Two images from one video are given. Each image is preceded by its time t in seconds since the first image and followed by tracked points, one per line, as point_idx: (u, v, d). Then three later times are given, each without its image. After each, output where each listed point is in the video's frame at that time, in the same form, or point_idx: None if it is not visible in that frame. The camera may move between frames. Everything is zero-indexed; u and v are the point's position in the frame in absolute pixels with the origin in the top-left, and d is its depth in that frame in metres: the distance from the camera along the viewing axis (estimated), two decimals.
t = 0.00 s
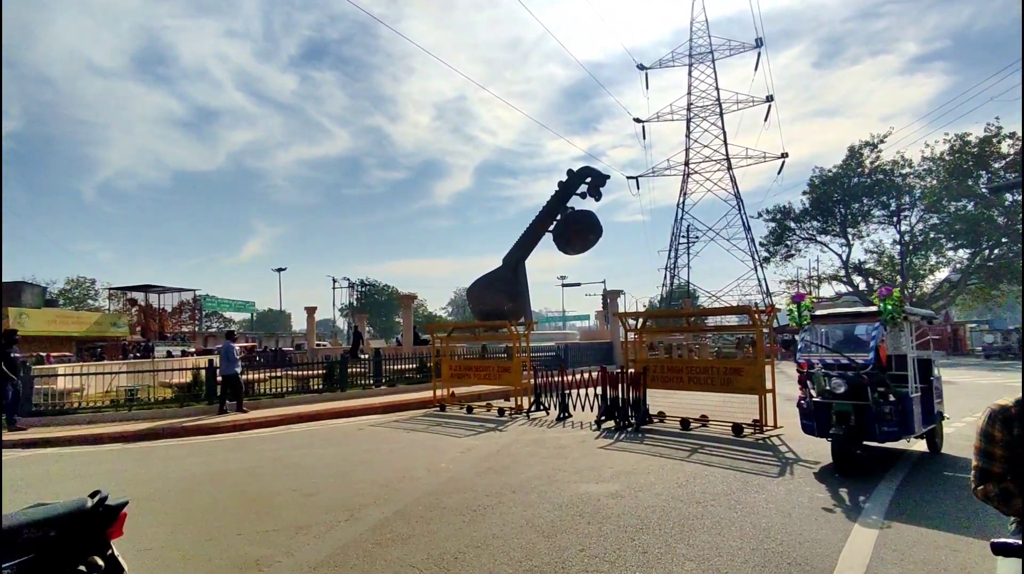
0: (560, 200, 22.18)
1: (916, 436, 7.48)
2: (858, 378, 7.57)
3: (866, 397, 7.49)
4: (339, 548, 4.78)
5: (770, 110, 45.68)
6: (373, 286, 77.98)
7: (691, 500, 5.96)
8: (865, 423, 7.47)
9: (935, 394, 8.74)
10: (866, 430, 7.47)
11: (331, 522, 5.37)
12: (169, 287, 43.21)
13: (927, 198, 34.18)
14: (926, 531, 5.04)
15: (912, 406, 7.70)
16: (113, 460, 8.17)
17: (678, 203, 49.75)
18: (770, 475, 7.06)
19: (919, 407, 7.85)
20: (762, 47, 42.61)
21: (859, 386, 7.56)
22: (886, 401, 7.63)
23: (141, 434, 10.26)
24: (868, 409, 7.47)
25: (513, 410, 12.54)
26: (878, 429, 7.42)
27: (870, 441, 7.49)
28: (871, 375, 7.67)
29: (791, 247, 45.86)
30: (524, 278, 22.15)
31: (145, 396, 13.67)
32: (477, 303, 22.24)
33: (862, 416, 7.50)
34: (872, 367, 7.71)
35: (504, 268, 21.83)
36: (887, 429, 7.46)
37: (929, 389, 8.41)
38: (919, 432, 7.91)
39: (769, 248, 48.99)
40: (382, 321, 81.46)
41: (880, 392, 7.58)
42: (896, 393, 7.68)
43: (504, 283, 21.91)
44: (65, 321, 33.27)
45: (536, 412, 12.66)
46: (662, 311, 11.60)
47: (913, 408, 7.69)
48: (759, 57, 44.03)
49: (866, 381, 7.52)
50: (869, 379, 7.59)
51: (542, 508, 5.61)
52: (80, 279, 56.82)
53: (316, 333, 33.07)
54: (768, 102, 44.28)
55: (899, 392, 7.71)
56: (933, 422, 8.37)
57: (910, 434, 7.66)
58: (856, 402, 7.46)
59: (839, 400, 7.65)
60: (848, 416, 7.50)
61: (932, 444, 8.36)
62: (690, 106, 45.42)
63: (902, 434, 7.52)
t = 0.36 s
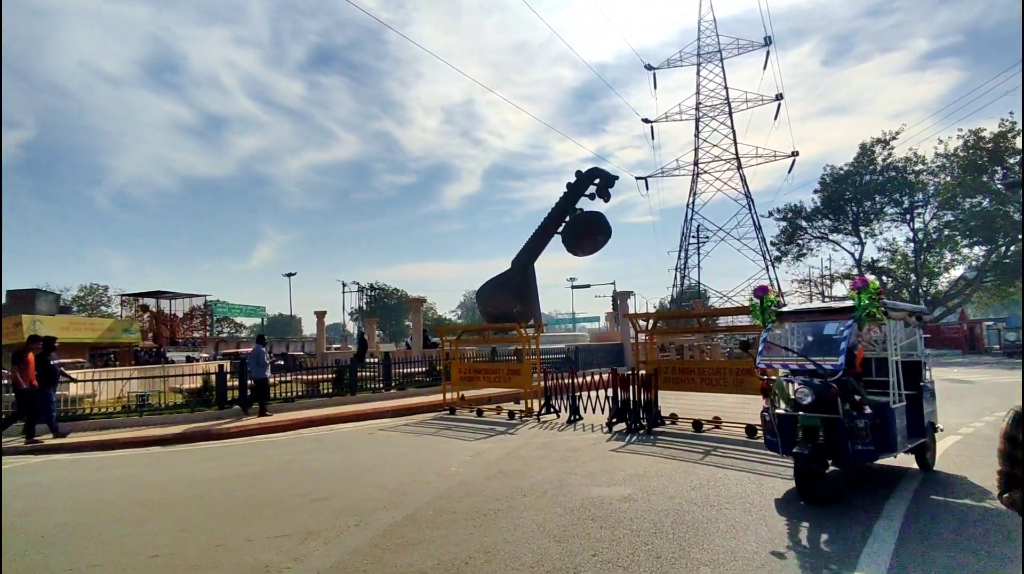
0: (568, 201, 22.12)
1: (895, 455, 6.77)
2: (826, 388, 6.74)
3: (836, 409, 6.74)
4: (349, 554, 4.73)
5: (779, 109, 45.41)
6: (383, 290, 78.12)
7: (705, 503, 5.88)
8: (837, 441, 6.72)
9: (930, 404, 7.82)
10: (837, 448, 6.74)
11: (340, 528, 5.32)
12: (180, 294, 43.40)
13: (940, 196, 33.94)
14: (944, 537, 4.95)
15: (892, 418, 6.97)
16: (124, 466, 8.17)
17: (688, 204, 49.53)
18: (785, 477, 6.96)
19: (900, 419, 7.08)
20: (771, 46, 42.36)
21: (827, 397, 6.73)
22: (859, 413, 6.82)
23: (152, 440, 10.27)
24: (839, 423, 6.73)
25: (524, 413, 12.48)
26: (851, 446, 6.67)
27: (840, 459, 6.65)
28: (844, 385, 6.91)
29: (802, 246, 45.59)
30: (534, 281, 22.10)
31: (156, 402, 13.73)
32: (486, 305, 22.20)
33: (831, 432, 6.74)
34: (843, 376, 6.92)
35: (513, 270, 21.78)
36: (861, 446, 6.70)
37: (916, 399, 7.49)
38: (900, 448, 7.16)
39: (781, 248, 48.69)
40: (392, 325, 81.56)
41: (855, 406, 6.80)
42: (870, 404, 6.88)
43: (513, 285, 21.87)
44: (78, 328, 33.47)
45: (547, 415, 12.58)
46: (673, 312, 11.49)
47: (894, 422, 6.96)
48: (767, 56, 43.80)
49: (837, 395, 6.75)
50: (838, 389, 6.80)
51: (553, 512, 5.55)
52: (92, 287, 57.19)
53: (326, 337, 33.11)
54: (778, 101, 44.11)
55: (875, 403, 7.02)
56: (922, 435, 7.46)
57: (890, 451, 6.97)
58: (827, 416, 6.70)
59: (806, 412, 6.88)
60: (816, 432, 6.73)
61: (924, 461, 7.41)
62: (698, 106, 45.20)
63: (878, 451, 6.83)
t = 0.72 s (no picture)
0: (580, 202, 22.04)
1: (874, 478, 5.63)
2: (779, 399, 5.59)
3: (795, 425, 5.58)
4: (361, 561, 4.67)
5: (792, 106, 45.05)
6: (396, 293, 78.30)
7: (723, 507, 5.77)
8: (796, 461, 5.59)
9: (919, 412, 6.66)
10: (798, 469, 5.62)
11: (354, 534, 5.27)
12: (195, 299, 43.71)
13: (959, 191, 33.51)
14: (970, 541, 4.83)
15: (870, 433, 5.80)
16: (140, 472, 8.18)
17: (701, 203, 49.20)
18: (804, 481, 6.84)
19: (879, 433, 5.89)
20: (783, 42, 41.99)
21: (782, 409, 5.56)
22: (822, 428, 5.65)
23: (166, 447, 10.29)
24: (799, 441, 5.57)
25: (538, 416, 12.40)
26: (814, 470, 5.52)
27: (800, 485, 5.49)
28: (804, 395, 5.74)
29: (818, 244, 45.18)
30: (546, 282, 22.03)
31: (171, 407, 13.80)
32: (499, 307, 22.16)
33: (790, 451, 5.63)
34: (799, 385, 5.73)
35: (525, 272, 21.74)
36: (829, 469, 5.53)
37: (904, 406, 6.26)
38: (884, 468, 5.96)
39: (796, 246, 48.26)
40: (406, 328, 81.70)
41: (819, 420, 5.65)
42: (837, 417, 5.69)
43: (526, 287, 21.81)
44: (95, 335, 33.77)
45: (562, 417, 12.49)
46: (687, 312, 11.37)
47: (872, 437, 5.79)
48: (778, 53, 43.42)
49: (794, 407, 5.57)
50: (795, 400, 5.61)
51: (567, 517, 5.47)
52: (108, 294, 57.75)
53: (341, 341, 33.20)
54: (791, 98, 43.73)
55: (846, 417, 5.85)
56: (910, 451, 6.20)
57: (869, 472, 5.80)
58: (785, 433, 5.56)
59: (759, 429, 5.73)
60: (773, 452, 5.59)
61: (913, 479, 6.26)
62: (710, 104, 44.88)
63: (849, 474, 5.63)
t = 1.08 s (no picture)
0: (589, 203, 22.00)
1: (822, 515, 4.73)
2: (693, 422, 4.66)
3: (714, 454, 4.65)
4: (374, 562, 4.67)
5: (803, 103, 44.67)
6: (406, 295, 78.55)
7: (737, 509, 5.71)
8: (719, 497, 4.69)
9: (887, 428, 5.75)
10: (722, 505, 4.74)
11: (366, 535, 5.26)
12: (206, 303, 43.99)
13: (972, 187, 33.19)
14: (987, 535, 4.77)
15: (814, 461, 4.86)
16: (153, 475, 8.21)
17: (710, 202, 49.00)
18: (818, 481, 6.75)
19: (827, 459, 4.95)
20: (792, 39, 41.78)
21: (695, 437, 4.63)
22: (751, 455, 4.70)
23: (177, 450, 10.34)
24: (719, 473, 4.66)
25: (548, 417, 12.38)
26: (739, 509, 4.63)
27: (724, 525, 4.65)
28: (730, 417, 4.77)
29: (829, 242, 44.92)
30: (555, 283, 22.02)
31: (183, 411, 13.87)
32: (509, 308, 22.13)
33: (712, 484, 4.71)
34: (717, 403, 4.78)
35: (534, 273, 21.72)
36: (757, 508, 4.58)
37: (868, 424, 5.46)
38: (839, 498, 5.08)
39: (807, 244, 47.95)
40: (415, 329, 81.87)
41: (744, 448, 4.67)
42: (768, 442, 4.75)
43: (535, 288, 21.83)
44: (108, 338, 34.03)
45: (572, 419, 12.47)
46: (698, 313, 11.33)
47: (815, 466, 4.86)
48: (788, 49, 43.07)
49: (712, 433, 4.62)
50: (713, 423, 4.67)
51: (580, 519, 5.45)
52: (121, 298, 58.18)
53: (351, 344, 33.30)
54: (801, 96, 43.43)
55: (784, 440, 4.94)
56: (873, 476, 5.36)
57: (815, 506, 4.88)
58: (702, 464, 4.63)
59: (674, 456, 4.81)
60: (690, 485, 4.70)
61: (878, 509, 5.37)
62: (719, 103, 44.61)
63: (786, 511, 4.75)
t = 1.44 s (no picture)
0: (589, 203, 22.03)
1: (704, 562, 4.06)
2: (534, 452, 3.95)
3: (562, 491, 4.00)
4: (375, 560, 4.70)
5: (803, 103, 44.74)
6: (406, 295, 78.65)
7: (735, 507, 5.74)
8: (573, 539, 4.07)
9: (820, 447, 4.99)
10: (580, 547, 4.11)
11: (367, 534, 5.29)
12: (207, 303, 44.09)
13: (972, 188, 33.22)
14: (983, 532, 4.79)
15: (698, 494, 4.19)
16: (156, 474, 8.26)
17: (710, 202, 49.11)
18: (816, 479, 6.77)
19: (722, 493, 4.29)
20: (791, 40, 41.88)
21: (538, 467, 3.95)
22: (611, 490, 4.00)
23: (179, 448, 10.37)
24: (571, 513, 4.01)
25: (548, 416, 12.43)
26: (594, 555, 3.99)
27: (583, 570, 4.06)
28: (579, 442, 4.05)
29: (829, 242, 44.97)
30: (555, 283, 22.11)
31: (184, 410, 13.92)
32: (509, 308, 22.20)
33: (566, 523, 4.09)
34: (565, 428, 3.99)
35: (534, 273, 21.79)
36: (619, 558, 3.90)
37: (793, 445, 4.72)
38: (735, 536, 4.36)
39: (807, 245, 48.00)
40: (415, 329, 81.97)
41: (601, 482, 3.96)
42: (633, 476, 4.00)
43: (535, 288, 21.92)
44: (110, 338, 34.12)
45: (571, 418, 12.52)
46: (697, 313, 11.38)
47: (698, 503, 4.19)
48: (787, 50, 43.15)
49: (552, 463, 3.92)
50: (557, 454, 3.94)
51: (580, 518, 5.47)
52: (122, 298, 58.27)
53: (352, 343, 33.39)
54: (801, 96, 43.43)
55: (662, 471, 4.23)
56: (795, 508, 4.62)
57: (700, 549, 4.17)
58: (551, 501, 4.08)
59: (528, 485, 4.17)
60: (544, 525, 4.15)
61: (804, 546, 4.65)
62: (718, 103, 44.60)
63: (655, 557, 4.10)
